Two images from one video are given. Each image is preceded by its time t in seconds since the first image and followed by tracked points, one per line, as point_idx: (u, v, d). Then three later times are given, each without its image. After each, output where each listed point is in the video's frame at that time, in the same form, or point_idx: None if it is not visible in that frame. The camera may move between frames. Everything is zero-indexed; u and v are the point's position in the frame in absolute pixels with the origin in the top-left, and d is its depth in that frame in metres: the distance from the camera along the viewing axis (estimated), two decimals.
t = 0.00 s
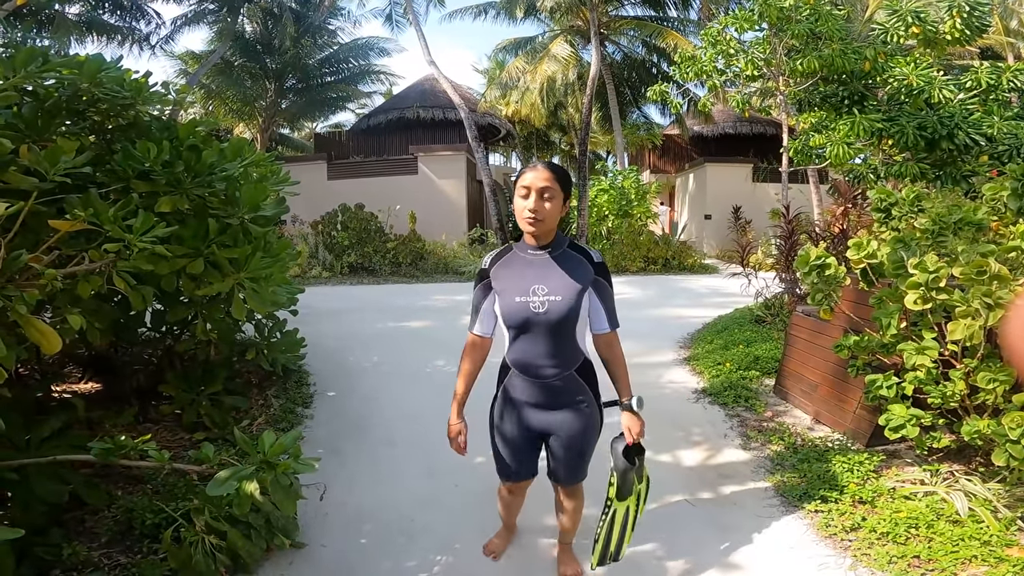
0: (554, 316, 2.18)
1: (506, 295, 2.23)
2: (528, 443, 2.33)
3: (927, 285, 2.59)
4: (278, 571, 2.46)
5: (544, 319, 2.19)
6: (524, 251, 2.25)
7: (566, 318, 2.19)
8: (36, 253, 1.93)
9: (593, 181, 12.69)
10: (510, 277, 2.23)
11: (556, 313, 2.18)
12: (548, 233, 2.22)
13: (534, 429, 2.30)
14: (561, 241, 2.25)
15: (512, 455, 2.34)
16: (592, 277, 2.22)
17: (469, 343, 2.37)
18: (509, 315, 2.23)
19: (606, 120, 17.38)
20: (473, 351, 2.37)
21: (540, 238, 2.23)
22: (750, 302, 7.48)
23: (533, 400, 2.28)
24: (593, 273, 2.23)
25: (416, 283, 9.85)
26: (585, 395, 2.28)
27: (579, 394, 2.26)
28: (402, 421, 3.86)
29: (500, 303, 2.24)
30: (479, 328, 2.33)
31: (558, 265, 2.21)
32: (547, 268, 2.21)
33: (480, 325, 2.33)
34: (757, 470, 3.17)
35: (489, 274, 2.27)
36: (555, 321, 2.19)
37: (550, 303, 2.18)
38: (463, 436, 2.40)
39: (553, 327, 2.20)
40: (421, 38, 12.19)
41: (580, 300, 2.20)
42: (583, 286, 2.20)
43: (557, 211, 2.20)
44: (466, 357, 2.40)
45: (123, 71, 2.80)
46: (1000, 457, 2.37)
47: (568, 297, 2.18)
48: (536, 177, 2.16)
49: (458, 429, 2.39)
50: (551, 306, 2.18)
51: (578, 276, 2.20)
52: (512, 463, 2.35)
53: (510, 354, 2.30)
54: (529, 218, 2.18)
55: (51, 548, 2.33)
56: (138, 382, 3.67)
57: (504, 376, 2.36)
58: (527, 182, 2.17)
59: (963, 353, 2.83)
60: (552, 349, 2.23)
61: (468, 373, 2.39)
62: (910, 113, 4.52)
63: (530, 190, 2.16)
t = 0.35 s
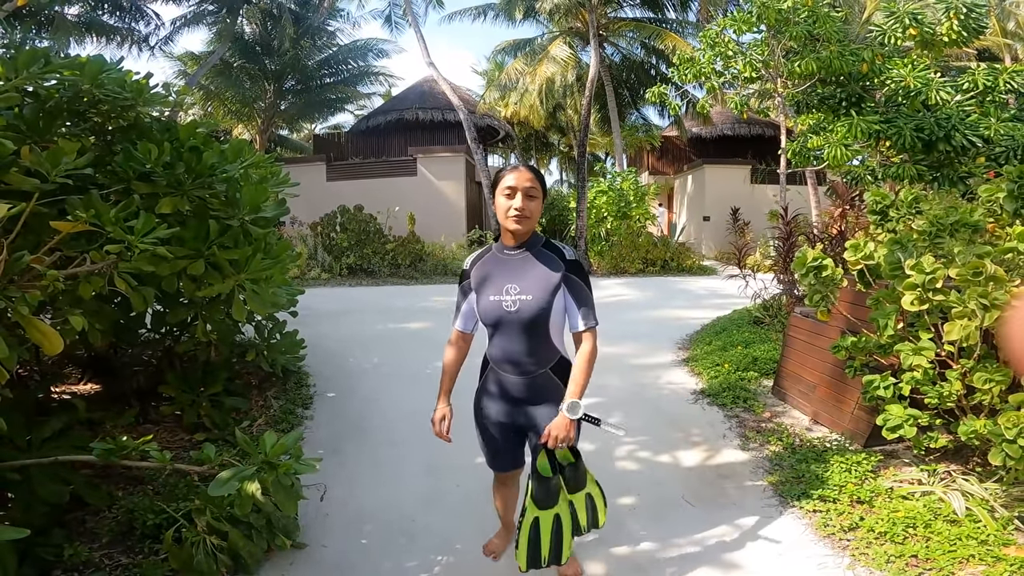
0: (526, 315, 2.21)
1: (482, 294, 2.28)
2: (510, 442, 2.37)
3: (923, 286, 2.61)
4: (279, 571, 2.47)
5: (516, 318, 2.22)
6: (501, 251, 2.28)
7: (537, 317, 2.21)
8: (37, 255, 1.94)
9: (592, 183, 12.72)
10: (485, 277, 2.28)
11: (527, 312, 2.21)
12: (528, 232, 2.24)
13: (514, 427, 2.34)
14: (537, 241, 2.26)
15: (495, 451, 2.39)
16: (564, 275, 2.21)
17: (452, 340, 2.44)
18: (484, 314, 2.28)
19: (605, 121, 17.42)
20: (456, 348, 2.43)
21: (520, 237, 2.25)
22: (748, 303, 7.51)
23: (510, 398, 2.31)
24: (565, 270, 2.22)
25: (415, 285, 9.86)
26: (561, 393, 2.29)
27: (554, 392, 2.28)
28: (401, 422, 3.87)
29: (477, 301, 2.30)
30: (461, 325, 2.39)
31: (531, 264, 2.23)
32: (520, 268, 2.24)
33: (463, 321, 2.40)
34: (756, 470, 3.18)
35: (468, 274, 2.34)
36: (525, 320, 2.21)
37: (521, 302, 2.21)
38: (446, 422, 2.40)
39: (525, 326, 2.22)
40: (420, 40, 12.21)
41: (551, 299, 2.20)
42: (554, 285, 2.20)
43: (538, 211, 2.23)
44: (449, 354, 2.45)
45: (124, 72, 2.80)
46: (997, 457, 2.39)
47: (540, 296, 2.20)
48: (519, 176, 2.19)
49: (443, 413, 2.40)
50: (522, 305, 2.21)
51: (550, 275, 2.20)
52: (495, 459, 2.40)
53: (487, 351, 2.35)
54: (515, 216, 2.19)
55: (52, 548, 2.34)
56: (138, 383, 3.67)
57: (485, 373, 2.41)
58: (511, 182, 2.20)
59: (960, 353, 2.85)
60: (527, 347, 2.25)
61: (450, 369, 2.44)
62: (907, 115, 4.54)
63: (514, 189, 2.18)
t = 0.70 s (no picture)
0: (513, 315, 2.24)
1: (472, 294, 2.32)
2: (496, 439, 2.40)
3: (920, 288, 2.63)
4: (280, 572, 2.48)
5: (503, 318, 2.25)
6: (492, 253, 2.32)
7: (524, 317, 2.24)
8: (40, 256, 1.95)
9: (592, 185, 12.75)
10: (475, 277, 2.32)
11: (514, 312, 2.24)
12: (518, 235, 2.27)
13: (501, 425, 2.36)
14: (527, 244, 2.29)
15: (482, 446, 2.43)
16: (552, 278, 2.23)
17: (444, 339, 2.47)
18: (473, 313, 2.31)
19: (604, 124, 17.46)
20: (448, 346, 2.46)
21: (511, 239, 2.28)
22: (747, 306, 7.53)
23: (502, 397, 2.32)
24: (552, 273, 2.24)
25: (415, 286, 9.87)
26: (549, 396, 2.31)
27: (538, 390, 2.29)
28: (401, 423, 3.88)
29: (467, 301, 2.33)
30: (452, 325, 2.42)
31: (519, 266, 2.26)
32: (509, 269, 2.27)
33: (454, 321, 2.42)
34: (756, 472, 3.20)
35: (461, 275, 2.38)
36: (512, 320, 2.24)
37: (508, 302, 2.25)
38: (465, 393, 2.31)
39: (512, 326, 2.25)
40: (421, 42, 12.24)
41: (537, 301, 2.23)
42: (540, 286, 2.22)
43: (529, 215, 2.27)
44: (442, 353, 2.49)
45: (126, 74, 2.82)
46: (994, 458, 2.40)
47: (527, 297, 2.23)
48: (510, 181, 2.25)
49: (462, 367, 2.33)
50: (509, 305, 2.24)
51: (537, 277, 2.23)
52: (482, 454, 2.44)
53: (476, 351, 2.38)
54: (505, 218, 2.23)
55: (53, 549, 2.35)
56: (138, 384, 3.68)
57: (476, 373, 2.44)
58: (502, 187, 2.26)
59: (957, 355, 2.86)
60: (513, 347, 2.27)
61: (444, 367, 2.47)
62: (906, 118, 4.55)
63: (505, 192, 2.24)
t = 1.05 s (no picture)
0: (521, 315, 2.24)
1: (479, 294, 2.31)
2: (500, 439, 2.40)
3: (921, 291, 2.63)
4: (282, 571, 2.49)
5: (512, 318, 2.26)
6: (497, 254, 2.32)
7: (532, 317, 2.24)
8: (46, 255, 1.96)
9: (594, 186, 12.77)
10: (481, 278, 2.31)
11: (522, 312, 2.24)
12: (522, 237, 2.28)
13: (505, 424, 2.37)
14: (532, 246, 2.30)
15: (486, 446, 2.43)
16: (558, 279, 2.25)
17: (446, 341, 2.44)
18: (480, 314, 2.31)
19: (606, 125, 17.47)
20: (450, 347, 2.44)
21: (516, 240, 2.29)
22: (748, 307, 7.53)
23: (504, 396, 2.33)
24: (559, 274, 2.26)
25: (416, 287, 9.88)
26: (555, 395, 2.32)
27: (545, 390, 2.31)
28: (403, 423, 3.90)
29: (474, 302, 2.33)
30: (454, 326, 2.38)
31: (526, 267, 2.27)
32: (516, 270, 2.28)
33: (457, 323, 2.39)
34: (756, 473, 3.20)
35: (464, 276, 2.37)
36: (521, 319, 2.25)
37: (517, 302, 2.25)
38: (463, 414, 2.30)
39: (520, 326, 2.26)
40: (424, 43, 12.27)
41: (545, 300, 2.24)
42: (548, 286, 2.23)
43: (533, 217, 2.28)
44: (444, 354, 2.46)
45: (131, 74, 2.83)
46: (994, 459, 2.41)
47: (535, 297, 2.23)
48: (515, 184, 2.25)
49: (453, 360, 2.32)
50: (518, 305, 2.25)
51: (544, 277, 2.25)
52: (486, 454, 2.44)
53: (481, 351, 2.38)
54: (509, 222, 2.24)
55: (56, 548, 2.36)
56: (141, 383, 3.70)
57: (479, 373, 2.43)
58: (508, 189, 2.26)
59: (958, 357, 2.87)
60: (521, 348, 2.28)
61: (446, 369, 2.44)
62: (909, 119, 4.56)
63: (511, 196, 2.24)
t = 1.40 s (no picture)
0: (538, 315, 2.24)
1: (490, 296, 2.27)
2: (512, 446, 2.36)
3: (919, 290, 2.64)
4: (280, 569, 2.49)
5: (529, 319, 2.24)
6: (504, 254, 2.30)
7: (548, 316, 2.25)
8: (44, 252, 1.96)
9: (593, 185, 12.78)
10: (493, 280, 2.28)
11: (539, 312, 2.24)
12: (527, 234, 2.29)
13: (517, 430, 2.33)
14: (538, 245, 2.32)
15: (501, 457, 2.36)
16: (570, 276, 2.31)
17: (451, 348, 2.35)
18: (493, 316, 2.26)
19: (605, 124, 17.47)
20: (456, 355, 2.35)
21: (521, 238, 2.30)
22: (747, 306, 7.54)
23: (508, 397, 2.31)
24: (570, 271, 2.32)
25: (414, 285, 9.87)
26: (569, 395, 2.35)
27: (560, 390, 2.32)
28: (402, 422, 3.89)
29: (486, 305, 2.27)
30: (462, 332, 2.32)
31: (536, 266, 2.28)
32: (527, 269, 2.27)
33: (464, 328, 2.32)
34: (754, 471, 3.21)
35: (471, 278, 2.31)
36: (537, 320, 2.24)
37: (533, 301, 2.24)
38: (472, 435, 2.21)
39: (537, 327, 2.25)
40: (424, 41, 12.26)
41: (560, 298, 2.27)
42: (562, 284, 2.27)
43: (539, 213, 2.28)
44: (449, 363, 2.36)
45: (130, 72, 2.83)
46: (990, 459, 2.42)
47: (550, 295, 2.25)
48: (521, 179, 2.23)
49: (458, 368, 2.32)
50: (535, 304, 2.24)
51: (558, 275, 2.28)
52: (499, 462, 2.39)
53: (492, 355, 2.33)
54: (514, 218, 2.24)
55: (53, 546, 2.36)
56: (139, 381, 3.70)
57: (485, 378, 2.38)
58: (513, 185, 2.24)
59: (955, 356, 2.87)
60: (536, 348, 2.28)
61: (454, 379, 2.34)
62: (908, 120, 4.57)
63: (516, 192, 2.22)
